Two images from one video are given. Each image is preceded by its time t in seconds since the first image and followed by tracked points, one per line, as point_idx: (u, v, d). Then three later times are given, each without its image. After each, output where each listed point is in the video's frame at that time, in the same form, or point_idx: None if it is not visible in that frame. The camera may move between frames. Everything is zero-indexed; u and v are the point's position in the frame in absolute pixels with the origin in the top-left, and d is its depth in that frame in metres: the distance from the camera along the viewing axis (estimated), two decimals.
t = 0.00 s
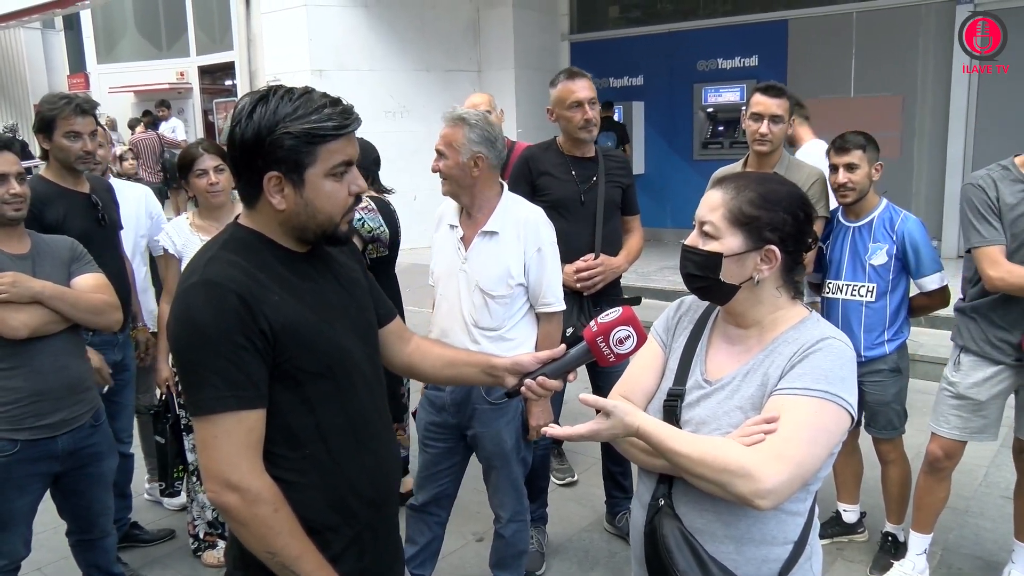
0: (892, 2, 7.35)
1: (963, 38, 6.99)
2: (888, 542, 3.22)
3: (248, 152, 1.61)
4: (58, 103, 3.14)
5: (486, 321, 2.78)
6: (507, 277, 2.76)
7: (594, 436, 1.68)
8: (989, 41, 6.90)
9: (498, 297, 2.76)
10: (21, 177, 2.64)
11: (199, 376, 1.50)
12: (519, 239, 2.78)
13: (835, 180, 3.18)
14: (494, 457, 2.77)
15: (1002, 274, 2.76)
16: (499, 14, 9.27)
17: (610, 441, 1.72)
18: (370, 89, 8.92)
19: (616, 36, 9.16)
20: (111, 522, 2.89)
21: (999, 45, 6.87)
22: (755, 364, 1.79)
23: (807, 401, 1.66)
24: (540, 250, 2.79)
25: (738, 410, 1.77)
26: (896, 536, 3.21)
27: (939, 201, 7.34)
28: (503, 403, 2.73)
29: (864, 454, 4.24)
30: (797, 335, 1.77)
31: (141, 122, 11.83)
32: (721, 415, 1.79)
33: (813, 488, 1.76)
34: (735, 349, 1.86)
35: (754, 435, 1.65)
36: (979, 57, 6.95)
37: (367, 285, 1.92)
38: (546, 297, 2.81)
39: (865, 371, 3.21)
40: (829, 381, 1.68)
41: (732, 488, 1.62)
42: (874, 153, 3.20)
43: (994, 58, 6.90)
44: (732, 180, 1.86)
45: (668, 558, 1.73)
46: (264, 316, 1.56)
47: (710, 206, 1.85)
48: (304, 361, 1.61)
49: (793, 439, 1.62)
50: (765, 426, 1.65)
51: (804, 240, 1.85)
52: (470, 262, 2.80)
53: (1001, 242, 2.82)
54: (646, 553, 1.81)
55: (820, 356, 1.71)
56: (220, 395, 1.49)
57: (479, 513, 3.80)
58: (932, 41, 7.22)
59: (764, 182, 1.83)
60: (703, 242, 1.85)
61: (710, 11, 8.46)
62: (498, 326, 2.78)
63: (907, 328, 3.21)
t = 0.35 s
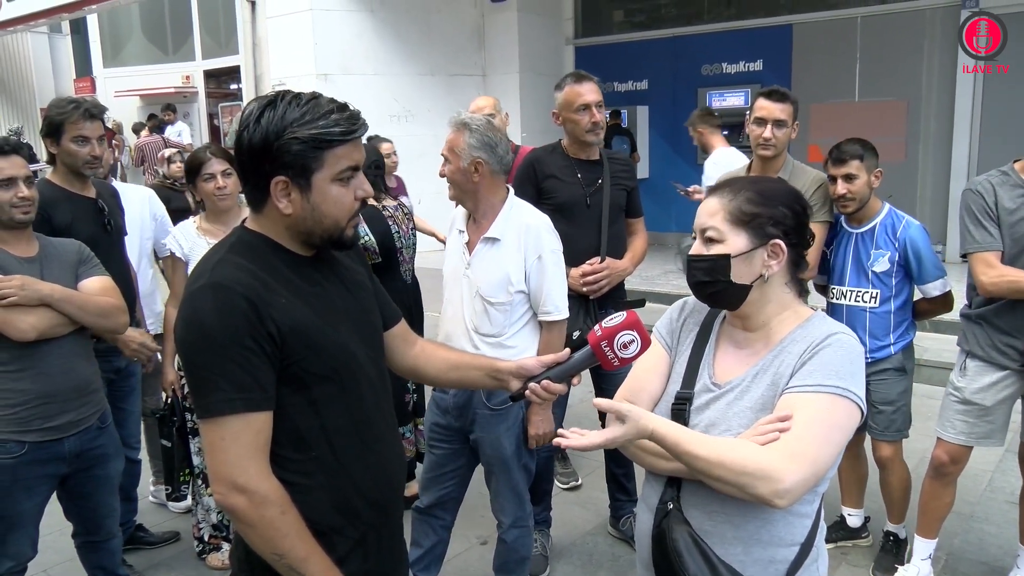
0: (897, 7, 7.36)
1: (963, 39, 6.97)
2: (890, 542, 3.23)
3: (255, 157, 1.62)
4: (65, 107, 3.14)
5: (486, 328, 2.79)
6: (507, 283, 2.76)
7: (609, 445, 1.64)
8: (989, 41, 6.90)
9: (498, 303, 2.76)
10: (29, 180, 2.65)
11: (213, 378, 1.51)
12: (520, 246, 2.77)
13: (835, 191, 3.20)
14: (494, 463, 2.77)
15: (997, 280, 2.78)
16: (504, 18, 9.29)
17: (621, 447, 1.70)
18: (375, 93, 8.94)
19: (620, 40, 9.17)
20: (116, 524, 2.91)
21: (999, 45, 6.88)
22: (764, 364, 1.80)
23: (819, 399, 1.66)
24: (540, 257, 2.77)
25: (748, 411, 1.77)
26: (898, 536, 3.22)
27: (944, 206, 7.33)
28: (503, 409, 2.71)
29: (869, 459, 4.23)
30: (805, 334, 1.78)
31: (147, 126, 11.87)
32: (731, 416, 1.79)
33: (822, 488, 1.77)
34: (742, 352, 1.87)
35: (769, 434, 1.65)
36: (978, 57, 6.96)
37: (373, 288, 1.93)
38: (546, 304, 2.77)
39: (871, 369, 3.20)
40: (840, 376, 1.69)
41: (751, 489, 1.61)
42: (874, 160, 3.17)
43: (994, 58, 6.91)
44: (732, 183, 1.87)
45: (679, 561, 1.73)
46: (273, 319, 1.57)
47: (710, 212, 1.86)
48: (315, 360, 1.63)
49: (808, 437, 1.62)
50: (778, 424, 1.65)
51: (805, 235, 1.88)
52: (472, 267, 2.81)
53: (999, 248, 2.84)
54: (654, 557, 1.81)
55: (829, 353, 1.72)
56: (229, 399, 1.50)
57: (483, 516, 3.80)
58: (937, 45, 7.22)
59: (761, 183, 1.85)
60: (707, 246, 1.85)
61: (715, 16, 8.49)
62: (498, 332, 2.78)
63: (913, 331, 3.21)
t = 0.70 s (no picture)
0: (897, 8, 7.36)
1: (963, 38, 7.00)
2: (888, 544, 3.23)
3: (255, 158, 1.62)
4: (73, 109, 3.15)
5: (477, 329, 2.80)
6: (496, 285, 2.76)
7: (612, 447, 1.67)
8: (989, 41, 6.94)
9: (488, 306, 2.77)
10: (30, 181, 2.65)
11: (220, 378, 1.51)
12: (512, 250, 2.76)
13: (854, 189, 3.17)
14: (484, 466, 2.76)
15: (977, 283, 2.84)
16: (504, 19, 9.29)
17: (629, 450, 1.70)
18: (375, 95, 8.94)
19: (620, 42, 9.19)
20: (117, 526, 2.91)
21: (999, 45, 6.90)
22: (766, 364, 1.80)
23: (824, 396, 1.67)
24: (531, 260, 2.75)
25: (753, 412, 1.77)
26: (895, 538, 3.22)
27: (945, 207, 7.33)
28: (493, 412, 2.71)
29: (870, 460, 4.23)
30: (807, 333, 1.79)
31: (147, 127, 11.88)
32: (736, 417, 1.79)
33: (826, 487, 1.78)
34: (742, 353, 1.87)
35: (777, 432, 1.65)
36: (979, 57, 6.98)
37: (372, 290, 1.93)
38: (536, 309, 2.76)
39: (879, 378, 3.21)
40: (844, 373, 1.69)
41: (762, 487, 1.61)
42: (897, 158, 3.16)
43: (994, 58, 6.93)
44: (735, 183, 1.88)
45: (688, 565, 1.74)
46: (273, 319, 1.57)
47: (714, 209, 1.86)
48: (319, 360, 1.63)
49: (816, 433, 1.63)
50: (786, 422, 1.66)
51: (808, 238, 1.88)
52: (467, 269, 2.82)
53: (984, 252, 2.86)
54: (662, 560, 1.82)
55: (832, 351, 1.73)
56: (230, 400, 1.50)
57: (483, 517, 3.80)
58: (937, 46, 7.22)
59: (765, 183, 1.86)
60: (709, 243, 1.86)
61: (715, 17, 8.49)
62: (489, 334, 2.79)
63: (924, 338, 3.21)
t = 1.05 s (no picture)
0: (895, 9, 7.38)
1: (963, 38, 7.02)
2: (886, 544, 3.24)
3: (254, 158, 1.62)
4: (71, 109, 3.16)
5: (472, 329, 2.80)
6: (492, 285, 2.76)
7: (602, 451, 1.69)
8: (988, 42, 6.92)
9: (482, 306, 2.77)
10: (29, 182, 2.65)
11: (211, 383, 1.51)
12: (507, 250, 2.76)
13: (860, 190, 3.17)
14: (479, 466, 2.76)
15: (966, 285, 2.86)
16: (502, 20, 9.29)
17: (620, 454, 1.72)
18: (373, 96, 8.95)
19: (618, 43, 9.19)
20: (115, 527, 2.91)
21: (999, 45, 6.88)
22: (759, 369, 1.80)
23: (813, 404, 1.67)
24: (525, 261, 2.75)
25: (745, 416, 1.78)
26: (893, 538, 3.23)
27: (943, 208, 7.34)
28: (488, 413, 2.71)
29: (867, 461, 4.23)
30: (801, 340, 1.79)
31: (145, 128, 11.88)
32: (728, 421, 1.79)
33: (821, 490, 1.78)
34: (738, 354, 1.87)
35: (763, 440, 1.65)
36: (978, 57, 6.97)
37: (371, 290, 1.93)
38: (530, 310, 2.74)
39: (878, 380, 3.22)
40: (833, 382, 1.69)
41: (746, 493, 1.62)
42: (903, 161, 3.16)
43: (994, 58, 6.91)
44: (734, 185, 1.88)
45: (678, 565, 1.73)
46: (271, 321, 1.57)
47: (712, 209, 1.87)
48: (312, 365, 1.63)
49: (803, 442, 1.63)
50: (773, 430, 1.66)
51: (804, 246, 1.87)
52: (461, 270, 2.83)
53: (974, 255, 2.87)
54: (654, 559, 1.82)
55: (823, 359, 1.73)
56: (228, 401, 1.50)
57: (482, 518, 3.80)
58: (934, 47, 7.24)
59: (764, 187, 1.85)
60: (704, 243, 1.87)
61: (713, 19, 8.50)
62: (483, 334, 2.78)
63: (923, 342, 3.22)
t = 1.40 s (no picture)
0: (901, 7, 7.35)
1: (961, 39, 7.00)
2: (892, 544, 3.21)
3: (262, 157, 1.62)
4: (70, 107, 3.15)
5: (488, 327, 2.78)
6: (509, 282, 2.76)
7: (609, 449, 1.70)
8: (988, 41, 6.92)
9: (500, 302, 2.76)
10: (35, 181, 2.66)
11: (217, 381, 1.52)
12: (520, 245, 2.78)
13: (859, 186, 3.17)
14: (497, 463, 2.77)
15: (969, 284, 2.88)
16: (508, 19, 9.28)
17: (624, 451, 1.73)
18: (379, 94, 8.96)
19: (624, 41, 9.18)
20: (121, 524, 2.91)
21: (999, 45, 6.87)
22: (764, 369, 1.80)
23: (818, 404, 1.66)
24: (541, 255, 2.78)
25: (750, 414, 1.77)
26: (899, 538, 3.20)
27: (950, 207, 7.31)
28: (506, 409, 2.71)
29: (874, 461, 4.22)
30: (807, 339, 1.78)
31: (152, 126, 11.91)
32: (733, 420, 1.79)
33: (826, 491, 1.77)
34: (745, 354, 1.87)
35: (767, 439, 1.65)
36: (979, 57, 6.96)
37: (378, 289, 1.93)
38: (547, 302, 2.79)
39: (875, 378, 3.20)
40: (839, 382, 1.68)
41: (748, 492, 1.62)
42: (902, 156, 3.15)
43: (994, 58, 6.91)
44: (737, 186, 1.87)
45: (682, 561, 1.73)
46: (278, 320, 1.58)
47: (715, 212, 1.86)
48: (317, 364, 1.63)
49: (806, 441, 1.62)
50: (778, 429, 1.66)
51: (809, 245, 1.85)
52: (472, 267, 2.82)
53: (980, 254, 2.87)
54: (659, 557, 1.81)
55: (829, 358, 1.72)
56: (235, 400, 1.51)
57: (488, 517, 3.80)
58: (942, 45, 7.21)
59: (768, 187, 1.84)
60: (709, 246, 1.86)
61: (719, 17, 8.48)
62: (500, 331, 2.78)
63: (919, 339, 3.20)
